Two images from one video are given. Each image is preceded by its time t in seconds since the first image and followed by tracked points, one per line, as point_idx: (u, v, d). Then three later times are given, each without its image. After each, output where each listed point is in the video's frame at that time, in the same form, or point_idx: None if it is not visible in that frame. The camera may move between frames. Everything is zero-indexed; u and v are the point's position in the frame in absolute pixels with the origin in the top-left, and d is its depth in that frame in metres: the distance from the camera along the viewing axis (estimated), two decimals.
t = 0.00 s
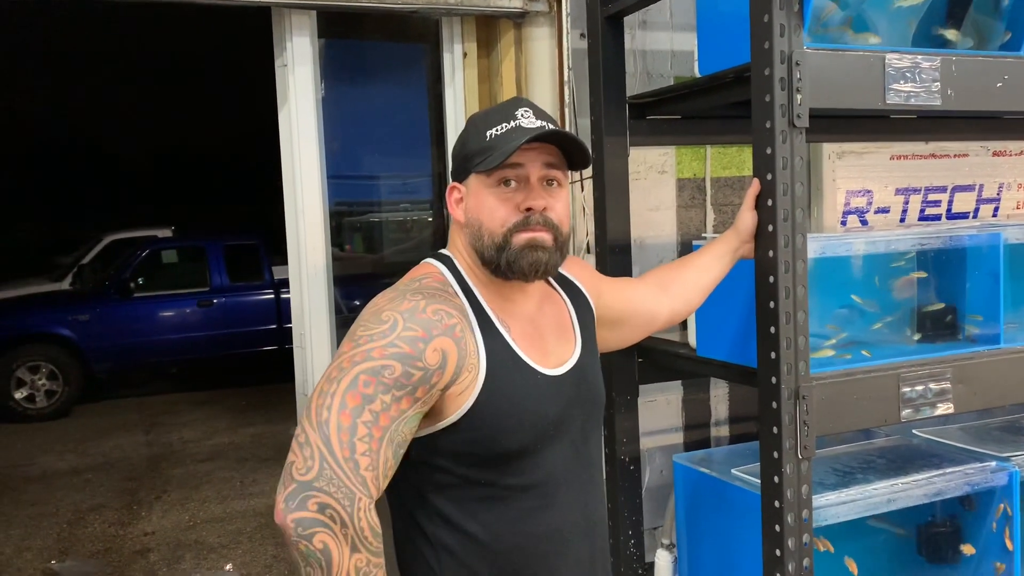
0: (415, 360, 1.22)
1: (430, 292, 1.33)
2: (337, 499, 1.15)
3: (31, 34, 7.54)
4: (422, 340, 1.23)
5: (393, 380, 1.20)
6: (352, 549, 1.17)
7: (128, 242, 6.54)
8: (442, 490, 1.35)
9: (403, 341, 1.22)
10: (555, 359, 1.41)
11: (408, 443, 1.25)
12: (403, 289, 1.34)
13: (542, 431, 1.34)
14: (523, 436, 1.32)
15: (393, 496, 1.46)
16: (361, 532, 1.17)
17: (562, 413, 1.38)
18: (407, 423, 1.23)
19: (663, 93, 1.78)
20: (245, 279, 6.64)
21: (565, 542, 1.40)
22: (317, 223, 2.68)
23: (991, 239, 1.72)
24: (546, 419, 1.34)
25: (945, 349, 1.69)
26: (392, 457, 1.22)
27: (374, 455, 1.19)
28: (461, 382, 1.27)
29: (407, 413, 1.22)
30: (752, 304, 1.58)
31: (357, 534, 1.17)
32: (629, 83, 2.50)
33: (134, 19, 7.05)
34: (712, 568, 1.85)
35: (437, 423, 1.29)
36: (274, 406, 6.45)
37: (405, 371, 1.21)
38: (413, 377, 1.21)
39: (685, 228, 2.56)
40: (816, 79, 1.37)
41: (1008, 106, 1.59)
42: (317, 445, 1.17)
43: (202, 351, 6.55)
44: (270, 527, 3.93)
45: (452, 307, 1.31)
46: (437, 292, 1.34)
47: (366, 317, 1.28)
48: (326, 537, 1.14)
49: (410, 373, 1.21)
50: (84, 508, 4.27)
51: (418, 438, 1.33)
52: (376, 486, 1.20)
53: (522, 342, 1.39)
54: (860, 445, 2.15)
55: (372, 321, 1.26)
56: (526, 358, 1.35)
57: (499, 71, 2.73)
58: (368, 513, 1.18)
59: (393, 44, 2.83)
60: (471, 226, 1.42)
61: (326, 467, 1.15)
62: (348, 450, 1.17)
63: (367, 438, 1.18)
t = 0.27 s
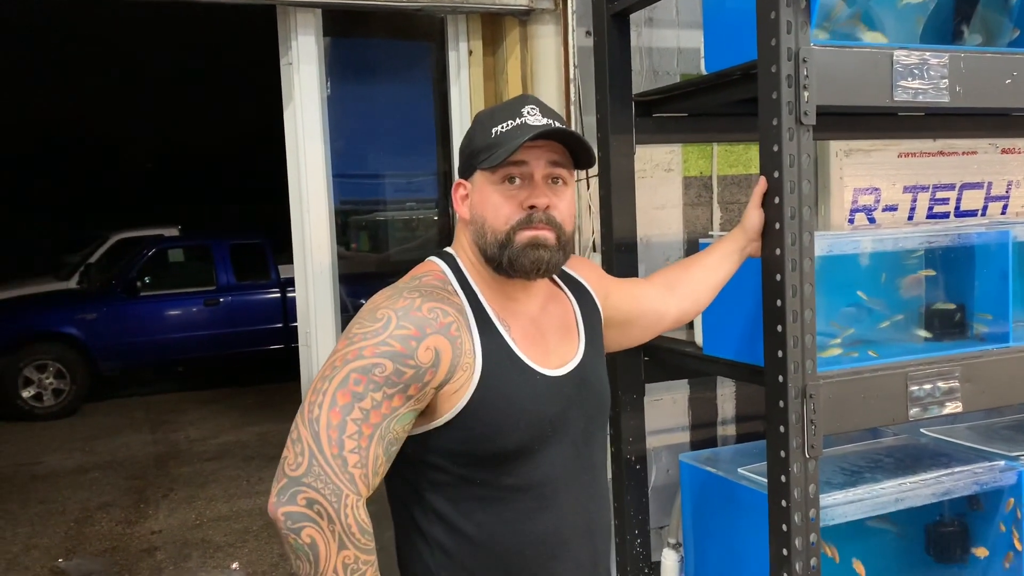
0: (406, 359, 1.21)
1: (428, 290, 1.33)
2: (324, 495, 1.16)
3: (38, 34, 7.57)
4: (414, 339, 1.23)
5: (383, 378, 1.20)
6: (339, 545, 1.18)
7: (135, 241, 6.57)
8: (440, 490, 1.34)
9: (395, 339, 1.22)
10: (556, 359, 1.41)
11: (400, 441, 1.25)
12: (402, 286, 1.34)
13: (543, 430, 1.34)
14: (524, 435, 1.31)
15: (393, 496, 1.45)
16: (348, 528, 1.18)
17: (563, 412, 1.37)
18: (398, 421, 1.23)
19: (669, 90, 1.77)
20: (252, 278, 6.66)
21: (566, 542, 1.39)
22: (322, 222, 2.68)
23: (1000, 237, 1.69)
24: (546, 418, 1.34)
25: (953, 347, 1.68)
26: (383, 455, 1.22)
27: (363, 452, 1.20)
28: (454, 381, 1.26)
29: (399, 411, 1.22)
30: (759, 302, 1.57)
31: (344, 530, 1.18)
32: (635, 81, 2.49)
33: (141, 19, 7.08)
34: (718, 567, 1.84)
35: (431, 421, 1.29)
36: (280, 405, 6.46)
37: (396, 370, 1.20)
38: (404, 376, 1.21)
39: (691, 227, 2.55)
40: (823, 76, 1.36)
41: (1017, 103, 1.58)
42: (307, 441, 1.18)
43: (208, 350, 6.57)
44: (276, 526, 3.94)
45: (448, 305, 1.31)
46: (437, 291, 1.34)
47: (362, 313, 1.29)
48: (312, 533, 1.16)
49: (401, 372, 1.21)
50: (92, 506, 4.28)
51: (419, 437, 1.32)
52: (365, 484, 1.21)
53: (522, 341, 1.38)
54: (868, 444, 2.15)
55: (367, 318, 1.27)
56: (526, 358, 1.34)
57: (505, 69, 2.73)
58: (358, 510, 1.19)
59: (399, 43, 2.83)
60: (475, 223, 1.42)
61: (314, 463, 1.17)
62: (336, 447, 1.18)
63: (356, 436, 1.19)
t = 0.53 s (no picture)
0: (407, 359, 1.21)
1: (428, 289, 1.33)
2: (327, 498, 1.16)
3: (45, 33, 7.60)
4: (414, 339, 1.22)
5: (384, 378, 1.20)
6: (343, 548, 1.18)
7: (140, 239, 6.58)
8: (440, 488, 1.34)
9: (395, 339, 1.22)
10: (556, 358, 1.40)
11: (403, 441, 1.25)
12: (401, 285, 1.34)
13: (544, 428, 1.34)
14: (526, 433, 1.31)
15: (394, 495, 1.45)
16: (352, 530, 1.18)
17: (564, 410, 1.37)
18: (399, 421, 1.23)
19: (675, 88, 1.76)
20: (256, 277, 6.67)
21: (568, 541, 1.39)
22: (326, 221, 2.68)
23: (1007, 234, 1.70)
24: (547, 416, 1.33)
25: (960, 346, 1.68)
26: (385, 455, 1.22)
27: (365, 453, 1.19)
28: (455, 380, 1.26)
29: (400, 411, 1.22)
30: (764, 300, 1.57)
31: (348, 532, 1.18)
32: (640, 79, 2.50)
33: (147, 18, 7.09)
34: (723, 566, 1.83)
35: (433, 420, 1.29)
36: (285, 404, 6.47)
37: (396, 370, 1.20)
38: (404, 376, 1.21)
39: (696, 225, 2.54)
40: (829, 73, 1.35)
41: None
42: (309, 443, 1.18)
43: (213, 349, 6.58)
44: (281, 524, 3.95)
45: (448, 304, 1.31)
46: (437, 290, 1.34)
47: (362, 313, 1.28)
48: (316, 535, 1.16)
49: (402, 372, 1.20)
50: (97, 504, 4.29)
51: (421, 436, 1.32)
52: (368, 485, 1.21)
53: (523, 341, 1.37)
54: (874, 443, 2.14)
55: (367, 318, 1.26)
56: (526, 357, 1.34)
57: (510, 67, 2.73)
58: (360, 511, 1.19)
59: (403, 40, 2.83)
60: (474, 221, 1.41)
61: (317, 465, 1.17)
62: (338, 449, 1.17)
63: (358, 437, 1.19)
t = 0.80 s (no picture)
0: (407, 358, 1.21)
1: (429, 288, 1.33)
2: (328, 497, 1.16)
3: (50, 32, 7.62)
4: (414, 337, 1.23)
5: (384, 377, 1.20)
6: (344, 548, 1.18)
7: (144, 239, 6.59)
8: (441, 488, 1.34)
9: (395, 338, 1.22)
10: (558, 358, 1.40)
11: (403, 441, 1.25)
12: (402, 284, 1.34)
13: (546, 427, 1.34)
14: (529, 433, 1.31)
15: (396, 495, 1.45)
16: (352, 530, 1.18)
17: (566, 410, 1.37)
18: (400, 421, 1.23)
19: (679, 88, 1.76)
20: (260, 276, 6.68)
21: (570, 541, 1.38)
22: (330, 220, 2.69)
23: (1012, 235, 1.70)
24: (549, 415, 1.33)
25: (964, 347, 1.67)
26: (385, 455, 1.22)
27: (365, 453, 1.19)
28: (455, 380, 1.26)
29: (401, 410, 1.22)
30: (770, 300, 1.56)
31: (348, 532, 1.18)
32: (645, 78, 2.49)
33: (151, 17, 7.10)
34: (726, 567, 1.83)
35: (433, 420, 1.29)
36: (287, 403, 6.48)
37: (396, 369, 1.20)
38: (405, 374, 1.21)
39: (700, 225, 2.54)
40: (835, 73, 1.35)
41: None
42: (309, 442, 1.18)
43: (216, 348, 6.59)
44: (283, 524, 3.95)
45: (449, 304, 1.31)
46: (438, 289, 1.34)
47: (362, 313, 1.29)
48: (317, 535, 1.16)
49: (402, 371, 1.20)
50: (100, 503, 4.30)
51: (423, 436, 1.32)
52: (368, 485, 1.21)
53: (524, 341, 1.37)
54: (878, 444, 2.13)
55: (366, 318, 1.26)
56: (527, 357, 1.34)
57: (514, 67, 2.73)
58: (361, 511, 1.19)
59: (407, 40, 2.83)
60: (476, 221, 1.41)
61: (317, 465, 1.17)
62: (339, 449, 1.18)
63: (358, 436, 1.19)
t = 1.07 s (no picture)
0: (407, 360, 1.22)
1: (429, 291, 1.33)
2: (328, 500, 1.16)
3: (54, 33, 7.64)
4: (414, 340, 1.23)
5: (384, 380, 1.20)
6: (345, 551, 1.18)
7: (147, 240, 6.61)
8: (442, 491, 1.34)
9: (395, 340, 1.22)
10: (559, 360, 1.40)
11: (404, 444, 1.25)
12: (403, 287, 1.34)
13: (548, 430, 1.33)
14: (530, 436, 1.31)
15: (397, 498, 1.45)
16: (353, 533, 1.18)
17: (567, 413, 1.37)
18: (401, 423, 1.23)
19: (683, 90, 1.76)
20: (262, 277, 6.69)
21: (570, 545, 1.38)
22: (333, 222, 2.69)
23: (1015, 240, 1.73)
24: (550, 418, 1.33)
25: (968, 351, 1.66)
26: (386, 458, 1.22)
27: (366, 456, 1.20)
28: (456, 382, 1.26)
29: (401, 413, 1.22)
30: (773, 303, 1.56)
31: (349, 535, 1.18)
32: (648, 81, 2.49)
33: (155, 18, 7.12)
34: (729, 571, 1.83)
35: (434, 423, 1.29)
36: (290, 405, 6.48)
37: (397, 371, 1.20)
38: (405, 377, 1.21)
39: (703, 228, 2.54)
40: (838, 77, 1.35)
41: None
42: (310, 445, 1.18)
43: (218, 349, 6.60)
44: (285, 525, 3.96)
45: (449, 306, 1.31)
46: (438, 292, 1.34)
47: (362, 316, 1.29)
48: (318, 537, 1.16)
49: (402, 373, 1.21)
50: (102, 504, 4.31)
51: (425, 439, 1.32)
52: (369, 487, 1.21)
53: (526, 344, 1.37)
54: (881, 447, 2.13)
55: (367, 321, 1.27)
56: (528, 358, 1.34)
57: (517, 69, 2.73)
58: (362, 514, 1.19)
59: (411, 42, 2.83)
60: (476, 225, 1.41)
61: (318, 467, 1.17)
62: (340, 451, 1.18)
63: (359, 439, 1.19)
